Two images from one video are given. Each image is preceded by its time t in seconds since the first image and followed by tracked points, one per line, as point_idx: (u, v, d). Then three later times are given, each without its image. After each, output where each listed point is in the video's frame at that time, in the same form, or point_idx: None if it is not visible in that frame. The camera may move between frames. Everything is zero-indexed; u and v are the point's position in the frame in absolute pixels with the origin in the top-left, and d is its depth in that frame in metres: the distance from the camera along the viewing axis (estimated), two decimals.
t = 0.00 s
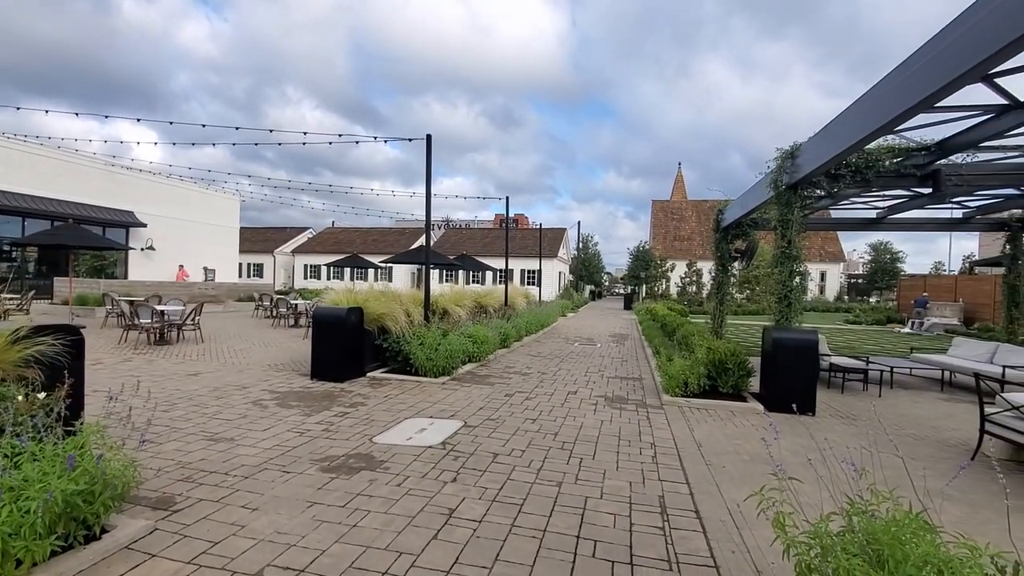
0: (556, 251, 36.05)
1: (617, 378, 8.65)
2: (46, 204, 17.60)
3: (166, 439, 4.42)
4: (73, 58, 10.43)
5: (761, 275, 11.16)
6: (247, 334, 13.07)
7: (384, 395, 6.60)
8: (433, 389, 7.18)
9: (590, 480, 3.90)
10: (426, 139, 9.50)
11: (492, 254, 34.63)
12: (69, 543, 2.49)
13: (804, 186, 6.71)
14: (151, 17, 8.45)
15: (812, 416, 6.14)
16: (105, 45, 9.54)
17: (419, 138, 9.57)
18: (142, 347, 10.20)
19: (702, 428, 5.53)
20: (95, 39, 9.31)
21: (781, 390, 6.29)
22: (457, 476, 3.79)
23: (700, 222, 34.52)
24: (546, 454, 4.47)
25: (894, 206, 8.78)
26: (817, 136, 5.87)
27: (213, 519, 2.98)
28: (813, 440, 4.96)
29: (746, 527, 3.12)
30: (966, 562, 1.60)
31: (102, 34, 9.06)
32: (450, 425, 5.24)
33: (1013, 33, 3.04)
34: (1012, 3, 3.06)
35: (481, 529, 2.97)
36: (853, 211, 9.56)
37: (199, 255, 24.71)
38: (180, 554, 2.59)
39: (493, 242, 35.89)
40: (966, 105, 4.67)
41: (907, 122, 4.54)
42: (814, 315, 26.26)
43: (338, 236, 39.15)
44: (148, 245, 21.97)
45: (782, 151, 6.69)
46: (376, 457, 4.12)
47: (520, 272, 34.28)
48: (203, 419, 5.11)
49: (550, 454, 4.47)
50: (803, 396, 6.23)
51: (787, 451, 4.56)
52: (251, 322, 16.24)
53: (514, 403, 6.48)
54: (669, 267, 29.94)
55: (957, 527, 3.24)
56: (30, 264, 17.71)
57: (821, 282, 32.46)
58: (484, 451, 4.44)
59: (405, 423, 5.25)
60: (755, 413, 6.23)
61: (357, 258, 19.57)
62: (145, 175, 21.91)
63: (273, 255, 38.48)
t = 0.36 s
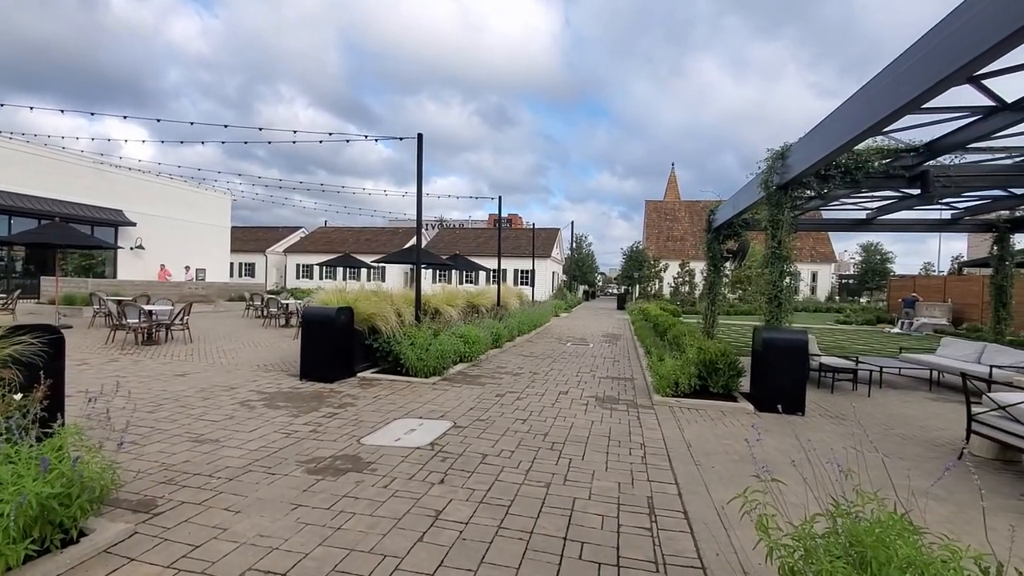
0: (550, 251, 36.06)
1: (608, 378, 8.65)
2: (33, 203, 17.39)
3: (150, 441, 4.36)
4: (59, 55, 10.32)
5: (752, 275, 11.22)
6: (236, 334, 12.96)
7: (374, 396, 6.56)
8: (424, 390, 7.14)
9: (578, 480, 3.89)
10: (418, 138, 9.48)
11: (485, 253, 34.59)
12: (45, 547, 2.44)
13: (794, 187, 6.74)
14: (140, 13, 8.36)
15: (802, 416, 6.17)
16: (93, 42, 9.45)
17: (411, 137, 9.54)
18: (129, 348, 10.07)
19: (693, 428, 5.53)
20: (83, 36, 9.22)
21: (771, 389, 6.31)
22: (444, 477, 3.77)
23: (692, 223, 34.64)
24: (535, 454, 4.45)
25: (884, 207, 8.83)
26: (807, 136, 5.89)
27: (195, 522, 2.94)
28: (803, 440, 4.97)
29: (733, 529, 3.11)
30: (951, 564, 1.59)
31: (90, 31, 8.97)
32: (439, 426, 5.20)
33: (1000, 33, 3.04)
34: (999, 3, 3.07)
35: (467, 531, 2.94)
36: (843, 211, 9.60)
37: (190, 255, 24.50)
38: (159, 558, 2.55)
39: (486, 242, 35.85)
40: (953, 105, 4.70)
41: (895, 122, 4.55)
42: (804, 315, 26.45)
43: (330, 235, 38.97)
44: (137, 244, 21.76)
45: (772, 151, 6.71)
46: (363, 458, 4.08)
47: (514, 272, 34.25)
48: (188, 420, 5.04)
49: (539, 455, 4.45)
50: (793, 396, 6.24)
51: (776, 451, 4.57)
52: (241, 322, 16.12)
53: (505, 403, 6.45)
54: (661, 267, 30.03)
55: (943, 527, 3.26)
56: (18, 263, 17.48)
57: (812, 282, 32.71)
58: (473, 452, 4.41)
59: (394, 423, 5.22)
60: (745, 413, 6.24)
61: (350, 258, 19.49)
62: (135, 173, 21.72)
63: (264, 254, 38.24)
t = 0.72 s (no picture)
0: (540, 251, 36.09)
1: (596, 379, 8.65)
2: (15, 200, 17.08)
3: (128, 444, 4.27)
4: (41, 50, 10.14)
5: (740, 276, 11.29)
6: (222, 334, 12.81)
7: (360, 397, 6.49)
8: (411, 390, 7.09)
9: (564, 482, 3.86)
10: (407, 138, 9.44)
11: (475, 254, 34.54)
12: (13, 553, 2.37)
13: (781, 189, 6.78)
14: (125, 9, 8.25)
15: (788, 416, 6.20)
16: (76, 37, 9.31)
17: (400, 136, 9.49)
18: (112, 348, 9.91)
19: (679, 429, 5.54)
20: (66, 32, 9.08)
21: (758, 389, 6.34)
22: (429, 480, 3.73)
23: (682, 223, 34.85)
24: (521, 456, 4.42)
25: (869, 209, 8.91)
26: (793, 138, 5.93)
27: (172, 526, 2.88)
28: (787, 441, 5.00)
29: (717, 531, 3.10)
30: (929, 568, 1.59)
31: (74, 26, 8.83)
32: (425, 427, 5.16)
33: (981, 35, 3.06)
34: (980, 7, 3.10)
35: (449, 535, 2.91)
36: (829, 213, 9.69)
37: (176, 254, 24.20)
38: (134, 564, 2.49)
39: (477, 242, 35.79)
40: (937, 108, 4.74)
41: (879, 124, 4.59)
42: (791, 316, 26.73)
43: (319, 235, 38.70)
44: (122, 243, 21.45)
45: (759, 153, 6.75)
46: (346, 461, 4.03)
47: (504, 272, 34.24)
48: (169, 422, 4.96)
49: (525, 456, 4.42)
50: (780, 397, 6.28)
51: (761, 452, 4.59)
52: (228, 322, 15.95)
53: (492, 404, 6.42)
54: (651, 267, 30.18)
55: (925, 528, 3.28)
56: None
57: (798, 283, 33.07)
58: (458, 453, 4.38)
59: (380, 425, 5.17)
60: (732, 413, 6.27)
61: (339, 257, 19.36)
62: (120, 171, 21.42)
63: (252, 254, 37.88)
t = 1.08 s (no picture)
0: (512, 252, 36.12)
1: (567, 379, 8.68)
2: None
3: (79, 452, 4.06)
4: None
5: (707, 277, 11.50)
6: (184, 336, 12.39)
7: (327, 400, 6.35)
8: (380, 393, 6.97)
9: (535, 485, 3.84)
10: (377, 136, 9.31)
11: (447, 254, 34.34)
12: None
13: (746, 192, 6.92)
14: None
15: (753, 414, 6.33)
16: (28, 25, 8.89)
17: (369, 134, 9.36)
18: (65, 351, 9.46)
19: (649, 429, 5.59)
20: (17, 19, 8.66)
21: (724, 388, 6.45)
22: (397, 485, 3.66)
23: (651, 225, 35.36)
24: (492, 458, 4.38)
25: (830, 213, 9.18)
26: (758, 143, 6.06)
27: (125, 539, 2.74)
28: (754, 441, 5.08)
29: (686, 531, 3.12)
30: (892, 567, 1.62)
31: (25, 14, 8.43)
32: (394, 431, 5.07)
33: (937, 44, 3.15)
34: (933, 19, 3.21)
35: (418, 542, 2.85)
36: (793, 216, 9.95)
37: (135, 252, 23.32)
38: None
39: (449, 242, 35.59)
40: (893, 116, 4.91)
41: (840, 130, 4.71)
42: (756, 316, 27.41)
43: (287, 234, 37.88)
44: (77, 241, 20.55)
45: (726, 157, 6.88)
46: (311, 467, 3.92)
47: (476, 272, 34.14)
48: (124, 429, 4.74)
49: (495, 459, 4.38)
50: (746, 396, 6.39)
51: (728, 452, 4.66)
52: (190, 323, 15.44)
53: (463, 406, 6.36)
54: (622, 268, 30.52)
55: (885, 525, 3.36)
56: None
57: (763, 284, 33.95)
58: (428, 457, 4.31)
59: (347, 429, 5.05)
60: (699, 412, 6.36)
61: (307, 257, 18.98)
62: (75, 165, 20.54)
63: (216, 253, 36.81)
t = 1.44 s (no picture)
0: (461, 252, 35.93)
1: (517, 380, 8.69)
2: None
3: None
4: None
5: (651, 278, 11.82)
6: (108, 339, 11.54)
7: (267, 405, 6.06)
8: (324, 397, 6.73)
9: (485, 488, 3.80)
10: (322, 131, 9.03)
11: (395, 253, 33.75)
12: None
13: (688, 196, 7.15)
14: None
15: (694, 411, 6.53)
16: None
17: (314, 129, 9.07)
18: None
19: (597, 427, 5.66)
20: None
21: (667, 386, 6.63)
22: (342, 494, 3.52)
23: (597, 227, 36.08)
24: (442, 462, 4.30)
25: (763, 218, 9.65)
26: (699, 149, 6.26)
27: (38, 564, 2.49)
28: (697, 437, 5.24)
29: (635, 530, 3.16)
30: (830, 558, 1.69)
31: None
32: (339, 436, 4.89)
33: (864, 60, 3.33)
34: (858, 38, 3.41)
35: (364, 553, 2.74)
36: (727, 221, 10.38)
37: (52, 249, 21.56)
38: None
39: (396, 241, 34.99)
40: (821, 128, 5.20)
41: (774, 139, 4.94)
42: (697, 315, 28.48)
43: (224, 231, 36.12)
44: None
45: (669, 162, 7.08)
46: (249, 478, 3.71)
47: (424, 272, 33.72)
48: (37, 442, 4.34)
49: (445, 462, 4.31)
50: (688, 393, 6.60)
51: (672, 448, 4.78)
52: (114, 325, 14.42)
53: (411, 409, 6.23)
54: (569, 269, 30.96)
55: (819, 514, 3.53)
56: None
57: (702, 285, 35.36)
58: (374, 463, 4.19)
59: (289, 436, 4.83)
60: (644, 410, 6.51)
61: (246, 255, 18.16)
62: None
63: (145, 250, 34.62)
